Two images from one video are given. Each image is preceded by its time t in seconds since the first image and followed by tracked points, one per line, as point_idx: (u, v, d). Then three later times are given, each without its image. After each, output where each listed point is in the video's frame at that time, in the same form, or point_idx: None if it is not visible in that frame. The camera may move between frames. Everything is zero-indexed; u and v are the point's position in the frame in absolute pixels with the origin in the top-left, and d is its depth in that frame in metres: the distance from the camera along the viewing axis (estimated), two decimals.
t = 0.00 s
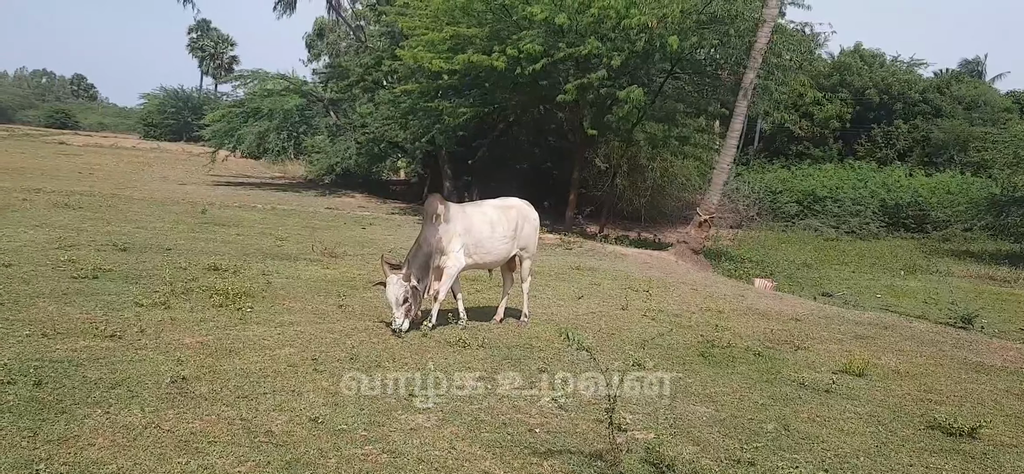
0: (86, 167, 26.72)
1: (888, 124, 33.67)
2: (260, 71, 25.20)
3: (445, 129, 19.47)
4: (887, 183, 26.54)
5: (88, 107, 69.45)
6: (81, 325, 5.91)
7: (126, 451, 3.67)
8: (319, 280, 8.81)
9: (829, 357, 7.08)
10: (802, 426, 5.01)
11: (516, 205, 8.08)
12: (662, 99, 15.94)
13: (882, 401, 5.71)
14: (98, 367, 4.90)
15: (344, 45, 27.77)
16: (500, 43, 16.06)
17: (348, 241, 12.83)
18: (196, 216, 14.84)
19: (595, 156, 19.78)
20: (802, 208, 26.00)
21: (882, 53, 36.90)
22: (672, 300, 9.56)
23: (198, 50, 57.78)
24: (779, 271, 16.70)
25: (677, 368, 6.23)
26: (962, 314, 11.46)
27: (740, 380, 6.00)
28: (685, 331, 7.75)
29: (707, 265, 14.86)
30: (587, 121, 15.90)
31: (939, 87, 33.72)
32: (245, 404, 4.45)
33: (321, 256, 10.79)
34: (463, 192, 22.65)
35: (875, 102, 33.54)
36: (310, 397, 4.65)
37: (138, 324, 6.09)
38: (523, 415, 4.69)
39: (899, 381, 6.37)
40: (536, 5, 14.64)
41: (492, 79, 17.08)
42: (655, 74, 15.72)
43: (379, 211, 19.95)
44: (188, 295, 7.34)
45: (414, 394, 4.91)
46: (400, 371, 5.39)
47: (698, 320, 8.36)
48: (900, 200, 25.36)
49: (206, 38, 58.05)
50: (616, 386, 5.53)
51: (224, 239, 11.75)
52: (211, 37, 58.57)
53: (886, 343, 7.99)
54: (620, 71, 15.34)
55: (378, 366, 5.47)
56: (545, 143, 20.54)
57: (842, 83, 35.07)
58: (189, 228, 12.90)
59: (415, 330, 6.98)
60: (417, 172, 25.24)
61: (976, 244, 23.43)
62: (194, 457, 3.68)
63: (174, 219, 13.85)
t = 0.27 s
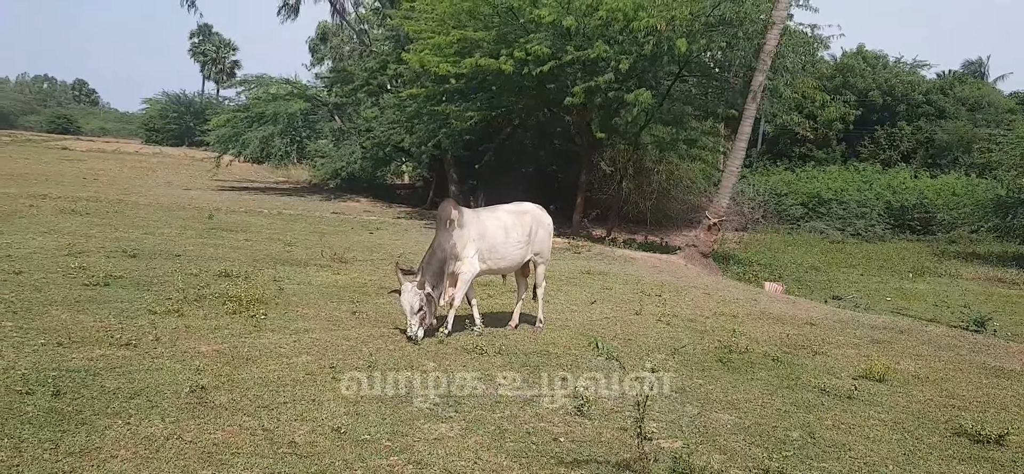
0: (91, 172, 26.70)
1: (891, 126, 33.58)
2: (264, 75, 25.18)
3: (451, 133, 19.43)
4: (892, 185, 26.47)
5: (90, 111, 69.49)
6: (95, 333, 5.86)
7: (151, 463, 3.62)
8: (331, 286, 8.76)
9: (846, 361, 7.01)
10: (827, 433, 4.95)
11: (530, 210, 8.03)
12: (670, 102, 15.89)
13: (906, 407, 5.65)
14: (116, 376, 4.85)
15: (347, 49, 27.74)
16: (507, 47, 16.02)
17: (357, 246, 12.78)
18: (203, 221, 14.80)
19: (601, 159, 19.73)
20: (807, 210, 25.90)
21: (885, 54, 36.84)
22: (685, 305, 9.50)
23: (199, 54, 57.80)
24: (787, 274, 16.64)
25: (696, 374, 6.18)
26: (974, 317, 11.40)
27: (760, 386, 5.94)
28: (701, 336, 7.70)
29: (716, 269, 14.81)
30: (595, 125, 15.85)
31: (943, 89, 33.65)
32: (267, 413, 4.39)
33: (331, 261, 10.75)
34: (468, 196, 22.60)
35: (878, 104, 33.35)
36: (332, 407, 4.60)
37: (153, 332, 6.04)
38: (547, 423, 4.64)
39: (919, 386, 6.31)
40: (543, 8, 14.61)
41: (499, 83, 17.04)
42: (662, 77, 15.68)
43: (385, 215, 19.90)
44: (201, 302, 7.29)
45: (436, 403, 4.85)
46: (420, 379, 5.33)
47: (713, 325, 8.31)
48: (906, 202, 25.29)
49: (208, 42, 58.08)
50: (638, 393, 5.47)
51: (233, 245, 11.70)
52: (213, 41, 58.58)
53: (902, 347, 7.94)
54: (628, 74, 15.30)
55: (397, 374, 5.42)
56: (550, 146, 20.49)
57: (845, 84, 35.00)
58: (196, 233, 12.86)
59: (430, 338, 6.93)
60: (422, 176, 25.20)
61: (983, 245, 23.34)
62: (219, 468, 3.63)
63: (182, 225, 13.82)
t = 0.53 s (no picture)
0: (91, 194, 26.67)
1: (888, 118, 33.54)
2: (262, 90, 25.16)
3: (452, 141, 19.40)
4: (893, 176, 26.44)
5: (86, 133, 69.47)
6: (113, 357, 5.82)
7: None
8: (343, 299, 8.72)
9: (867, 356, 6.96)
10: (857, 430, 4.89)
11: (541, 216, 7.99)
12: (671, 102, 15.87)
13: (932, 401, 5.60)
14: (138, 400, 4.81)
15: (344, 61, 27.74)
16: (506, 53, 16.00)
17: (364, 258, 12.73)
18: (209, 238, 14.76)
19: (603, 162, 19.70)
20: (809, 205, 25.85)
21: (879, 47, 36.81)
22: (699, 305, 9.46)
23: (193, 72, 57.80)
24: (795, 270, 16.59)
25: (718, 375, 6.12)
26: (986, 306, 11.35)
27: (784, 385, 5.89)
28: (718, 336, 7.65)
29: (725, 268, 14.76)
30: (597, 127, 15.83)
31: (939, 79, 33.63)
32: (293, 432, 4.35)
33: (340, 274, 10.70)
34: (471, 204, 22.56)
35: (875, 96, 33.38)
36: (357, 422, 4.56)
37: (170, 353, 5.99)
38: (575, 431, 4.60)
39: (943, 379, 6.26)
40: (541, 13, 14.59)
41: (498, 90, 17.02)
42: (663, 78, 15.65)
43: (389, 226, 19.87)
44: (215, 320, 7.25)
45: (461, 414, 4.80)
46: (443, 391, 5.27)
47: (729, 324, 8.26)
48: (908, 193, 25.25)
49: (202, 59, 58.07)
50: (661, 396, 5.43)
51: (240, 262, 11.65)
52: (207, 58, 58.57)
53: (920, 340, 7.88)
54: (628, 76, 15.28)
55: (419, 387, 5.37)
56: (552, 150, 20.46)
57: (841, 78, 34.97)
58: (202, 251, 12.83)
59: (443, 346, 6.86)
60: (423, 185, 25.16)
61: (987, 234, 23.28)
62: None
63: (188, 243, 13.79)
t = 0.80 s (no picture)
0: (92, 199, 26.62)
1: (887, 118, 33.51)
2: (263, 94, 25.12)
3: (453, 144, 19.37)
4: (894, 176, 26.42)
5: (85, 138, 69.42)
6: (123, 364, 5.77)
7: None
8: (350, 304, 8.68)
9: (879, 358, 6.91)
10: (876, 433, 4.85)
11: (550, 219, 7.95)
12: (674, 104, 15.85)
13: (949, 403, 5.56)
14: (151, 407, 4.77)
15: (343, 65, 27.69)
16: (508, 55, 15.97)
17: (368, 263, 12.68)
18: (212, 243, 14.73)
19: (605, 164, 19.67)
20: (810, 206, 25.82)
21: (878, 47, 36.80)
22: (706, 307, 9.42)
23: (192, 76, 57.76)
24: (799, 271, 16.56)
25: (732, 378, 6.08)
26: (993, 306, 11.31)
27: (799, 388, 5.85)
28: (729, 338, 7.61)
29: (730, 269, 14.73)
30: (600, 129, 15.79)
31: (937, 78, 33.61)
32: (309, 439, 4.31)
33: (346, 279, 10.66)
34: (472, 207, 22.52)
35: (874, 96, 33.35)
36: (372, 429, 4.52)
37: (181, 360, 5.95)
38: (593, 436, 4.56)
39: (958, 381, 6.22)
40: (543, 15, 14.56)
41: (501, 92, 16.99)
42: (665, 79, 15.63)
43: (392, 230, 19.81)
44: (224, 326, 7.20)
45: (477, 420, 4.76)
46: (457, 397, 5.23)
47: (739, 327, 8.22)
48: (909, 193, 25.23)
49: (201, 64, 58.04)
50: (676, 400, 5.39)
51: (245, 267, 11.62)
52: (205, 63, 58.53)
53: (931, 341, 7.85)
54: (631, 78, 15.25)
55: (433, 392, 5.33)
56: (553, 153, 20.42)
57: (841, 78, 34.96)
58: (206, 256, 12.79)
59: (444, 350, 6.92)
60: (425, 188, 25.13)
61: (988, 233, 23.25)
62: None
63: (192, 248, 13.75)
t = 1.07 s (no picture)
0: (93, 203, 26.55)
1: (886, 120, 33.49)
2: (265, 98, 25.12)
3: (456, 146, 19.34)
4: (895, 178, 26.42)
5: (82, 142, 69.30)
6: (136, 368, 5.73)
7: None
8: (358, 308, 8.64)
9: (892, 361, 6.89)
10: (897, 437, 4.82)
11: (559, 222, 7.89)
12: (678, 107, 15.84)
13: (966, 406, 5.53)
14: (166, 412, 4.74)
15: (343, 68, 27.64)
16: (512, 59, 15.95)
17: (373, 266, 12.64)
18: (216, 247, 14.69)
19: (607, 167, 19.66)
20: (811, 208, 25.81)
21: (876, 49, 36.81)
22: (715, 310, 9.39)
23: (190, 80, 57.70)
24: (804, 273, 16.53)
25: (747, 381, 6.06)
26: (1000, 308, 11.28)
27: (815, 391, 5.83)
28: (740, 341, 7.59)
29: (734, 272, 14.72)
30: (604, 132, 15.77)
31: (936, 81, 33.61)
32: (328, 444, 4.28)
33: (352, 282, 10.62)
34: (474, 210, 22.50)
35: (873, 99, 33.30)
36: (390, 434, 4.48)
37: (193, 365, 5.91)
38: (613, 441, 4.53)
39: (973, 383, 6.20)
40: (547, 18, 14.54)
41: (504, 95, 16.96)
42: (669, 82, 15.62)
43: (394, 233, 19.78)
44: (233, 331, 7.16)
45: (495, 424, 4.72)
46: (472, 401, 5.20)
47: (749, 330, 8.20)
48: (910, 195, 25.23)
49: (199, 67, 57.99)
50: (691, 404, 5.36)
51: (250, 270, 11.58)
52: (204, 66, 58.48)
53: (942, 343, 7.83)
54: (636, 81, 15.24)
55: (448, 396, 5.30)
56: (556, 156, 20.40)
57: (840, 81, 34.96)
58: (211, 260, 12.74)
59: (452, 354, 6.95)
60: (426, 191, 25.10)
61: (990, 235, 23.23)
62: None
63: (195, 252, 13.71)
